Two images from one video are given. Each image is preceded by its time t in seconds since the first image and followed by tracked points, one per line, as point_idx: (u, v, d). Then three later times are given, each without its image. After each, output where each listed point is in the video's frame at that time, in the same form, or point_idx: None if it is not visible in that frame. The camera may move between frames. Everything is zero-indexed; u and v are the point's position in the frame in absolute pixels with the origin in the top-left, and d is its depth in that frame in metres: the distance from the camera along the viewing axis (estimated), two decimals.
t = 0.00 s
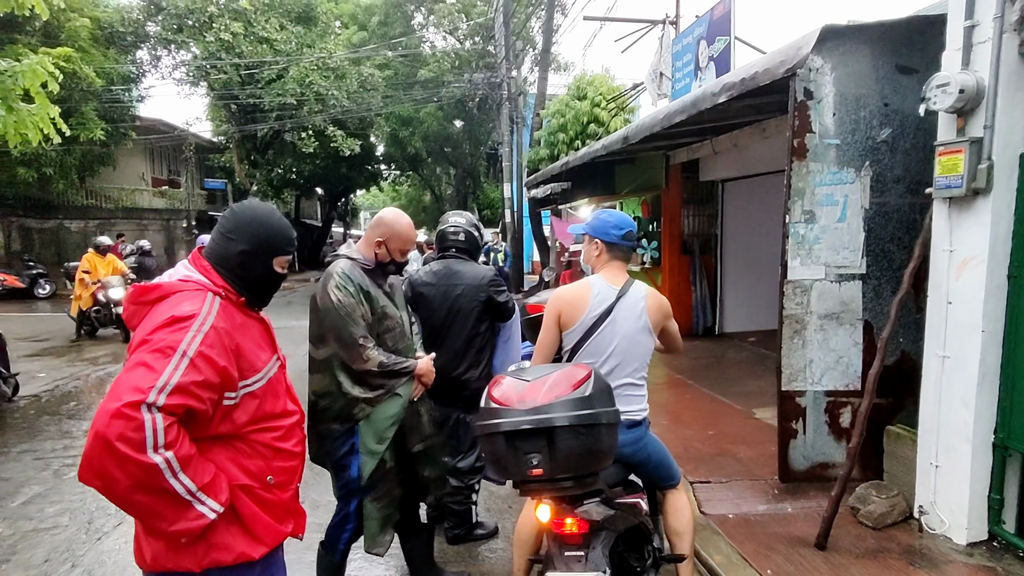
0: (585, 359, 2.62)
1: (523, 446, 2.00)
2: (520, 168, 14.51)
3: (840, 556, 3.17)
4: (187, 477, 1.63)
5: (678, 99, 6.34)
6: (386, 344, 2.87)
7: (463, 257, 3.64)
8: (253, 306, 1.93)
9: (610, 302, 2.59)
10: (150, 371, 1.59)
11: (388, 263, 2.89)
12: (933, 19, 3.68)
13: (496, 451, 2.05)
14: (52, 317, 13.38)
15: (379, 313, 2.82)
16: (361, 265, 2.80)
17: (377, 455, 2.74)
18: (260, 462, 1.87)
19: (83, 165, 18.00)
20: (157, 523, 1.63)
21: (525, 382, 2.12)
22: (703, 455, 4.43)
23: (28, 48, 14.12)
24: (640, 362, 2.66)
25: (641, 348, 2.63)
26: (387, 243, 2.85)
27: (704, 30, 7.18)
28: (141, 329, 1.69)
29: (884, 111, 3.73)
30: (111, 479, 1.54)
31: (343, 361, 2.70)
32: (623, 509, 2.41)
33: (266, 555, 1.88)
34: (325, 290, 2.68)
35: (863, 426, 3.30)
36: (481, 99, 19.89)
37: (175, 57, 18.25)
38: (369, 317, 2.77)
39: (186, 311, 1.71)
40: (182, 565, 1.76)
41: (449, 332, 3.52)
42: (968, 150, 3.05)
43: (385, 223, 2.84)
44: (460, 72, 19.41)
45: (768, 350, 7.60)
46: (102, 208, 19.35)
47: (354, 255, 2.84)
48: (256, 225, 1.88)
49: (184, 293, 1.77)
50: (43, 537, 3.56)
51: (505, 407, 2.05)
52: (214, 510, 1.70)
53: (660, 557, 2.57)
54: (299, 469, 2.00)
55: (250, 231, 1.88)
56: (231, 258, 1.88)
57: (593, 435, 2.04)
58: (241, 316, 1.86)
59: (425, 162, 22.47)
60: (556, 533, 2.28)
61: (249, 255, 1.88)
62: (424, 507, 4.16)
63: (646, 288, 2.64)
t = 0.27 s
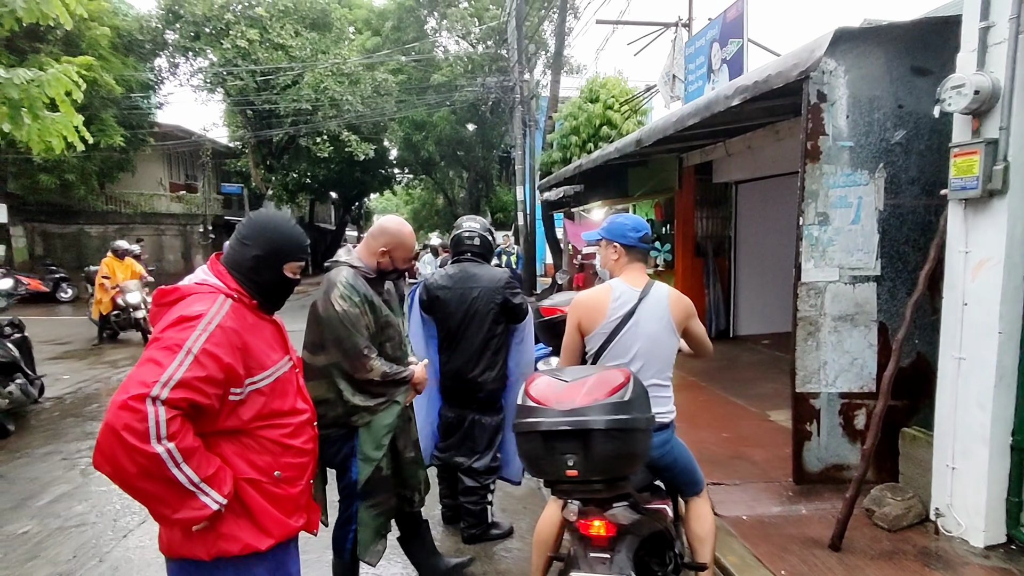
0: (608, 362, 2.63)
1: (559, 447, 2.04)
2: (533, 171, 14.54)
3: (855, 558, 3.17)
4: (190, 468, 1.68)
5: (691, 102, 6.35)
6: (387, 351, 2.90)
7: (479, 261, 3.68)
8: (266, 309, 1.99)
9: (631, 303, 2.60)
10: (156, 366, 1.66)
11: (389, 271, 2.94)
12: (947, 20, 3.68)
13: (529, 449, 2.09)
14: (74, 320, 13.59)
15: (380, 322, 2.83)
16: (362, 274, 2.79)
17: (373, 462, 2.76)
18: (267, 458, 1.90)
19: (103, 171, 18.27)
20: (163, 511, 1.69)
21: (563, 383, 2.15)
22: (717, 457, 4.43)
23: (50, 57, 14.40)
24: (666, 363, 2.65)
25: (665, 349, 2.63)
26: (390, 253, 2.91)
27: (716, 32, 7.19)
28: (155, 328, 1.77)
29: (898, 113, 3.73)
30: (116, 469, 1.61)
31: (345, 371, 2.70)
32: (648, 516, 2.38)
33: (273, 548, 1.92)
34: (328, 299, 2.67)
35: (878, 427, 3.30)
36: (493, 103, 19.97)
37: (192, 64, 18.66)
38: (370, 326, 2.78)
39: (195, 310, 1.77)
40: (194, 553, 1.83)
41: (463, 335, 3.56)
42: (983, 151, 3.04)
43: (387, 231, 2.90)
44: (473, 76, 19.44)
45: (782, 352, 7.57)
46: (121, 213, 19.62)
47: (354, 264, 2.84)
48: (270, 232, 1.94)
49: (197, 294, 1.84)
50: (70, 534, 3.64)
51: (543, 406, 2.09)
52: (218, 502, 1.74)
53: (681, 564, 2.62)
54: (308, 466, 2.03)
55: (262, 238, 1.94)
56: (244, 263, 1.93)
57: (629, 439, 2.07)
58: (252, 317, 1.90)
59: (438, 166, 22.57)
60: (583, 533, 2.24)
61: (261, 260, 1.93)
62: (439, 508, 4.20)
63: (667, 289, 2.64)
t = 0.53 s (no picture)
0: (627, 363, 2.65)
1: (579, 450, 2.12)
2: (540, 175, 14.62)
3: (858, 557, 3.20)
4: (180, 461, 1.71)
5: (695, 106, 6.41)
6: (388, 353, 2.90)
7: (485, 265, 3.74)
8: (273, 316, 2.03)
9: (650, 304, 2.63)
10: (151, 363, 1.72)
11: (383, 276, 2.94)
12: (947, 24, 3.72)
13: (549, 451, 2.16)
14: (89, 326, 13.79)
15: (381, 326, 2.88)
16: (359, 279, 2.84)
17: (377, 461, 2.85)
18: (264, 456, 1.93)
19: (117, 179, 18.52)
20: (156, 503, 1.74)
21: (585, 387, 2.21)
22: (723, 458, 4.46)
23: (65, 67, 14.66)
24: (685, 365, 2.68)
25: (685, 350, 2.66)
26: (384, 258, 2.90)
27: (720, 37, 7.23)
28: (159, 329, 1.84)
29: (899, 116, 3.77)
30: (110, 460, 1.67)
31: (348, 375, 2.77)
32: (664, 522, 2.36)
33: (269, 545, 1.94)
34: (328, 306, 2.72)
35: (879, 428, 3.35)
36: (500, 108, 20.09)
37: (203, 72, 18.85)
38: (372, 330, 2.84)
39: (194, 313, 1.83)
40: (193, 547, 1.88)
41: (471, 338, 3.63)
42: (983, 154, 3.06)
43: (379, 236, 2.90)
44: (479, 81, 19.54)
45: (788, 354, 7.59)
46: (134, 220, 19.87)
47: (350, 269, 2.87)
48: (273, 240, 1.99)
49: (202, 299, 1.90)
50: (89, 535, 3.74)
51: (562, 409, 2.16)
52: (208, 497, 1.77)
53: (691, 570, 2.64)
54: (308, 467, 2.04)
55: (266, 245, 1.98)
56: (248, 270, 1.98)
57: (649, 446, 2.12)
58: (254, 321, 1.94)
59: (446, 170, 22.69)
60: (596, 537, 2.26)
61: (264, 267, 1.98)
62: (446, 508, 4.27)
63: (686, 290, 2.67)
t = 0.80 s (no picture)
0: (641, 371, 2.55)
1: (581, 455, 2.06)
2: (541, 176, 14.69)
3: (850, 552, 3.26)
4: (172, 455, 1.78)
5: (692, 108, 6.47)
6: (381, 350, 2.99)
7: (484, 268, 3.83)
8: (269, 319, 2.09)
9: (666, 310, 2.54)
10: (147, 361, 1.80)
11: (374, 276, 3.00)
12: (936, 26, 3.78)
13: (551, 456, 2.11)
14: (96, 330, 13.93)
15: (373, 325, 2.95)
16: (350, 280, 2.90)
17: (379, 456, 2.98)
18: (256, 452, 1.99)
19: (123, 184, 18.67)
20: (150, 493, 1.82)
21: (590, 392, 2.16)
22: (719, 456, 4.52)
23: (70, 74, 14.82)
24: (693, 371, 2.63)
25: (694, 357, 2.61)
26: (373, 259, 2.95)
27: (717, 39, 7.29)
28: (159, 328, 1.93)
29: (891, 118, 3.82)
30: (107, 450, 1.75)
31: (344, 372, 2.85)
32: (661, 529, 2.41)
33: (261, 538, 2.00)
34: (319, 308, 2.80)
35: (871, 425, 3.41)
36: (502, 109, 20.16)
37: (206, 77, 19.01)
38: (364, 329, 2.90)
39: (192, 314, 1.91)
40: (188, 537, 1.96)
41: (470, 339, 3.69)
42: (968, 155, 3.12)
43: (365, 238, 2.95)
44: (481, 83, 19.63)
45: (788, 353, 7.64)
46: (139, 224, 20.02)
47: (341, 271, 2.94)
48: (272, 247, 2.06)
49: (201, 301, 1.98)
50: (98, 534, 3.83)
51: (567, 414, 2.11)
52: (199, 490, 1.84)
53: None
54: (302, 465, 2.10)
55: (264, 251, 2.05)
56: (247, 274, 2.05)
57: (651, 456, 2.05)
58: (249, 323, 2.01)
59: (448, 172, 22.78)
60: (594, 540, 2.30)
61: (262, 271, 2.05)
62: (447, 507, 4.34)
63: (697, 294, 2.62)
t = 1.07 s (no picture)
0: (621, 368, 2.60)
1: (561, 449, 2.04)
2: (541, 174, 14.76)
3: (838, 538, 3.35)
4: (183, 449, 1.87)
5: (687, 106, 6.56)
6: (379, 342, 3.11)
7: (481, 266, 3.92)
8: (267, 316, 2.18)
9: (645, 308, 2.58)
10: (154, 360, 1.88)
11: (370, 271, 3.09)
12: (920, 25, 3.87)
13: (531, 451, 2.10)
14: (102, 331, 14.10)
15: (371, 317, 3.06)
16: (348, 275, 3.00)
17: (379, 443, 3.07)
18: (261, 444, 2.08)
19: (127, 186, 18.84)
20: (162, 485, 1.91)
21: (571, 385, 2.13)
22: (712, 448, 4.61)
23: (74, 78, 14.98)
24: (678, 366, 2.66)
25: (676, 355, 2.63)
26: (367, 255, 3.04)
27: (711, 38, 7.38)
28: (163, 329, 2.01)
29: (877, 115, 3.91)
30: (120, 445, 1.83)
31: (343, 363, 2.96)
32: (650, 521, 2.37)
33: (266, 527, 2.09)
34: (319, 302, 2.90)
35: (858, 415, 3.50)
36: (502, 108, 20.24)
37: (208, 79, 19.22)
38: (362, 321, 3.01)
39: (194, 314, 2.00)
40: (198, 529, 2.04)
41: (468, 336, 3.80)
42: (949, 151, 3.21)
43: (362, 235, 3.03)
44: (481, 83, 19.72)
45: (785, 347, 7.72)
46: (144, 226, 20.14)
47: (339, 267, 3.04)
48: (269, 248, 2.15)
49: (202, 301, 2.06)
50: (109, 528, 3.96)
51: (546, 409, 2.08)
52: (210, 481, 1.93)
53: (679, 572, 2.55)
54: (305, 455, 2.19)
55: (262, 252, 2.14)
56: (244, 274, 2.13)
57: (632, 450, 2.03)
58: (249, 321, 2.10)
59: (449, 171, 22.86)
60: (580, 530, 2.25)
61: (259, 272, 2.14)
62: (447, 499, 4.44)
63: (680, 292, 2.64)
